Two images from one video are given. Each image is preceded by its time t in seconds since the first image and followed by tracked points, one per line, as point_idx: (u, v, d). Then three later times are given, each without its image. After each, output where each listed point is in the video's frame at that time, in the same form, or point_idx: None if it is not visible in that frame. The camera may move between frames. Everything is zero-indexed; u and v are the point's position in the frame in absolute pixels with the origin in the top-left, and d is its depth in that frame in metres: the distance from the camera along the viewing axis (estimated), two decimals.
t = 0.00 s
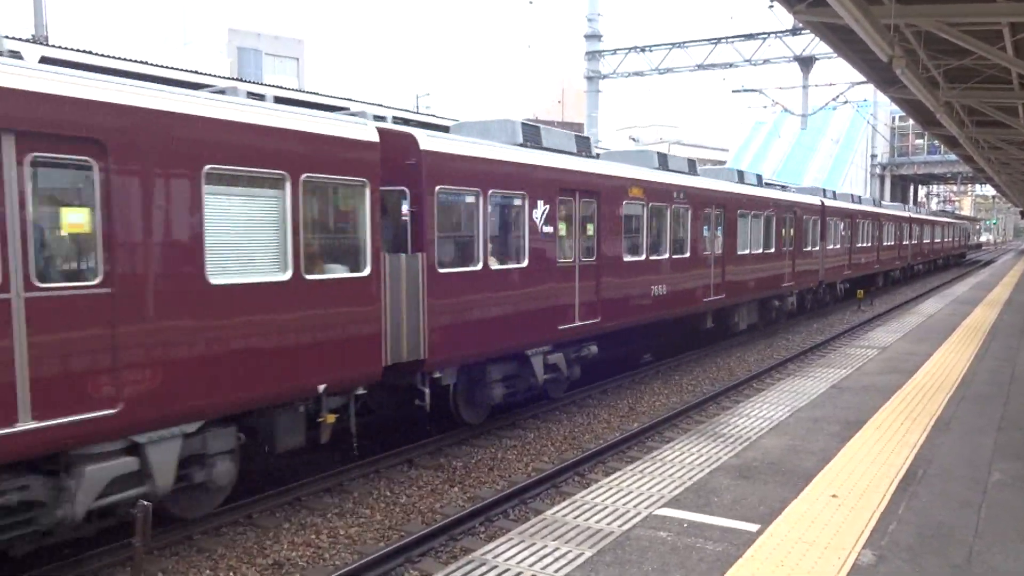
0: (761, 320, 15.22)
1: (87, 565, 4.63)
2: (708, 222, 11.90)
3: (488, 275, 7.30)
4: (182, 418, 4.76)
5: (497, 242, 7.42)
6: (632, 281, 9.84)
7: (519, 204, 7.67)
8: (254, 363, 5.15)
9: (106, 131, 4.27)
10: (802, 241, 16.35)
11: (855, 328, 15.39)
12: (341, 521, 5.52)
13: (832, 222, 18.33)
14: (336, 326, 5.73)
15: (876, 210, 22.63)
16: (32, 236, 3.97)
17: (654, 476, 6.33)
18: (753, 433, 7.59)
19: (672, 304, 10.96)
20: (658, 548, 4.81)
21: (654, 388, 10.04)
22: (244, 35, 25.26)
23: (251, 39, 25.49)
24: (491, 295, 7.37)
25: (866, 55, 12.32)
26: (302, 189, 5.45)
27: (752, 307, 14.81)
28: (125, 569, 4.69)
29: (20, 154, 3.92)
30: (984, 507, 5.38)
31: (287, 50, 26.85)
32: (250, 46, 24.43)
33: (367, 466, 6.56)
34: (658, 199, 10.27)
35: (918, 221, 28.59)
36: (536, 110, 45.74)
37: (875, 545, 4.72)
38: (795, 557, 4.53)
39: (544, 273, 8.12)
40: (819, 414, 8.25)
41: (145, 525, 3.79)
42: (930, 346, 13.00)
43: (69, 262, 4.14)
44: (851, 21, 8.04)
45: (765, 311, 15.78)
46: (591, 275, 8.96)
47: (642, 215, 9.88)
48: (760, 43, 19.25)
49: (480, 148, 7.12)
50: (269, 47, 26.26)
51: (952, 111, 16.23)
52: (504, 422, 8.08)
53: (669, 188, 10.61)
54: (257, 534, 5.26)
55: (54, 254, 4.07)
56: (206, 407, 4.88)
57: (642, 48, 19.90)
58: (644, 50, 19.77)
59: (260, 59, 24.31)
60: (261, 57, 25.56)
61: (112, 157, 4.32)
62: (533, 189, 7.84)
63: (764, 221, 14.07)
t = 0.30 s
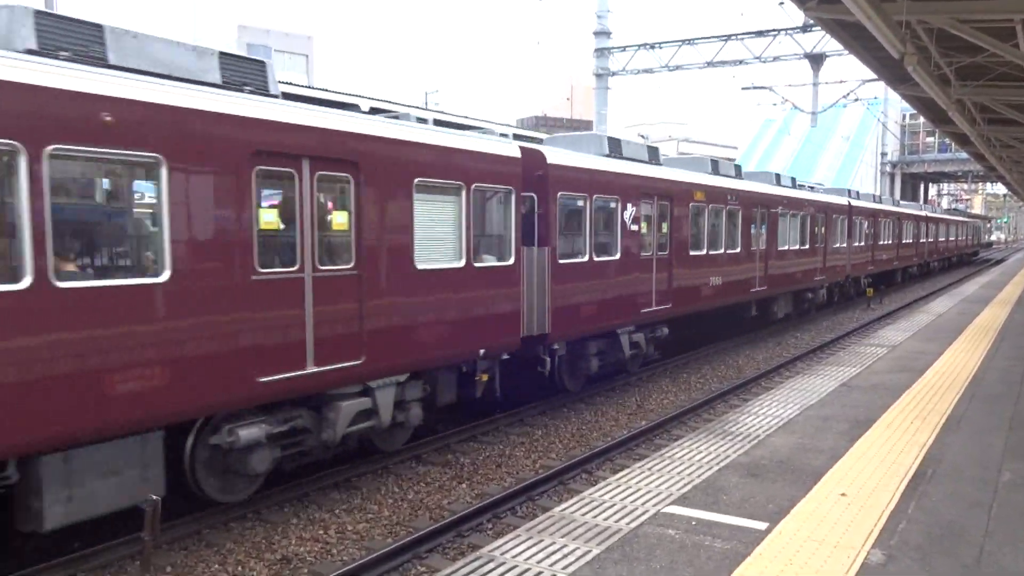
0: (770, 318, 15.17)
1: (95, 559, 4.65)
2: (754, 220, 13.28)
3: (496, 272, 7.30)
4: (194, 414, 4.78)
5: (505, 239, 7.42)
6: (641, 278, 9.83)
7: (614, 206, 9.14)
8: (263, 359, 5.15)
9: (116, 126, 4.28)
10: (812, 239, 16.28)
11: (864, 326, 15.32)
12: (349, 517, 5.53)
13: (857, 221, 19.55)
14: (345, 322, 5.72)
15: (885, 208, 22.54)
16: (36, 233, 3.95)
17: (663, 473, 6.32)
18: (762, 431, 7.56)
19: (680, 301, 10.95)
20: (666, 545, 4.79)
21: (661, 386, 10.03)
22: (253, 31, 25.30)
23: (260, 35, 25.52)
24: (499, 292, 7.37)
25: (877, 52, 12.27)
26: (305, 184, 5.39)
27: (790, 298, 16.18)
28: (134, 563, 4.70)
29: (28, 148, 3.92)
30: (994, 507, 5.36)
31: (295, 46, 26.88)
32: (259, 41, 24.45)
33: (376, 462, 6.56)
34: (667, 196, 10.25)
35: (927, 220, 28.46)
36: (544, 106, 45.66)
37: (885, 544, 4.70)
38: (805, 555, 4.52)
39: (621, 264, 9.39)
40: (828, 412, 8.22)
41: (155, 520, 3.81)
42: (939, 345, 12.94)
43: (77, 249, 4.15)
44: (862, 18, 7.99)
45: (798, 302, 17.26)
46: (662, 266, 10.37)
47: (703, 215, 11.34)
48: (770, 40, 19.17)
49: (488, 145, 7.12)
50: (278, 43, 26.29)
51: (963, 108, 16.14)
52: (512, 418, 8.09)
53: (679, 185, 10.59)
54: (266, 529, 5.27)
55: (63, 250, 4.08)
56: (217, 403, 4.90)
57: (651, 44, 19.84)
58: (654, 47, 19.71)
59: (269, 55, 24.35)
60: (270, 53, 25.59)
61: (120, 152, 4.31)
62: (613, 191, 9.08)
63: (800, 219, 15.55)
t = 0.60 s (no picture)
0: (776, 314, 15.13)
1: (101, 557, 4.65)
2: (770, 217, 13.66)
3: (500, 269, 7.28)
4: (201, 410, 4.79)
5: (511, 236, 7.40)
6: (646, 275, 9.80)
7: (682, 207, 10.55)
8: (268, 358, 5.15)
9: (120, 123, 4.27)
10: (818, 235, 16.21)
11: (870, 323, 15.28)
12: (355, 513, 5.54)
13: (867, 218, 19.85)
14: (350, 320, 5.71)
15: (892, 204, 22.44)
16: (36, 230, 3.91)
17: (668, 470, 6.31)
18: (768, 428, 7.54)
19: (685, 298, 10.89)
20: (673, 542, 4.79)
21: (666, 382, 10.01)
22: (257, 28, 25.32)
23: (264, 33, 25.53)
24: (504, 289, 7.35)
25: (883, 47, 12.21)
26: (311, 182, 5.38)
27: (817, 290, 17.57)
28: (142, 560, 4.71)
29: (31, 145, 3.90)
30: (1002, 503, 5.34)
31: (299, 43, 26.87)
32: (263, 39, 24.47)
33: (381, 459, 6.57)
34: (672, 193, 10.21)
35: (934, 216, 28.35)
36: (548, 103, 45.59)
37: (892, 541, 4.68)
38: (813, 552, 4.50)
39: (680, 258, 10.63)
40: (834, 409, 8.20)
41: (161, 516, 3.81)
42: (946, 341, 12.90)
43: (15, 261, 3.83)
44: (868, 13, 7.95)
45: (825, 293, 18.67)
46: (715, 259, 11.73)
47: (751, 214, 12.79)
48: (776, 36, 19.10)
49: (492, 141, 7.09)
50: (282, 40, 26.31)
51: (970, 103, 16.06)
52: (517, 415, 8.09)
53: (683, 182, 10.55)
54: (272, 527, 5.28)
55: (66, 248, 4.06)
56: (224, 400, 4.90)
57: (656, 41, 19.77)
58: (658, 43, 19.66)
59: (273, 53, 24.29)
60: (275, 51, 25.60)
61: (129, 149, 4.31)
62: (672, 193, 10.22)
63: (829, 217, 16.87)
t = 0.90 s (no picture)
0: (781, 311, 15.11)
1: (107, 553, 4.67)
2: (775, 214, 13.62)
3: (504, 267, 7.27)
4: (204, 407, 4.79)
5: (516, 233, 7.39)
6: (651, 273, 9.78)
7: (731, 206, 11.90)
8: (273, 354, 5.16)
9: (125, 121, 4.27)
10: (823, 233, 16.16)
11: (876, 321, 15.23)
12: (359, 511, 5.54)
13: (873, 215, 19.79)
14: (355, 317, 5.72)
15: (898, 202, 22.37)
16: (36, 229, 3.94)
17: (673, 468, 6.30)
18: (773, 426, 7.53)
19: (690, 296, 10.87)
20: (677, 540, 4.78)
21: (671, 380, 10.00)
22: (263, 26, 25.35)
23: (269, 31, 25.57)
24: (508, 287, 7.34)
25: (889, 44, 12.16)
26: (317, 180, 5.39)
27: (841, 283, 18.79)
28: (146, 556, 4.71)
29: (36, 144, 3.91)
30: (1008, 502, 5.32)
31: (304, 41, 26.90)
32: (269, 38, 24.52)
33: (386, 456, 6.57)
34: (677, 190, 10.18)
35: (940, 214, 28.27)
36: (553, 100, 45.57)
37: (898, 540, 4.67)
38: (817, 551, 4.49)
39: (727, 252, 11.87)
40: (840, 407, 8.18)
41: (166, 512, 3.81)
42: (953, 338, 12.86)
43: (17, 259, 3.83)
44: (873, 9, 7.92)
45: (847, 286, 19.82)
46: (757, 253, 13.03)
47: (787, 212, 14.07)
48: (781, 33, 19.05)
49: (496, 138, 7.08)
50: (287, 38, 26.33)
51: (976, 100, 15.99)
52: (521, 412, 8.09)
53: (689, 179, 10.52)
54: (277, 524, 5.29)
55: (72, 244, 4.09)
56: (227, 397, 4.90)
57: (661, 38, 19.73)
58: (663, 40, 19.62)
59: (279, 51, 24.29)
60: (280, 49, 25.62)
61: (133, 147, 4.31)
62: (721, 194, 11.40)
63: (852, 216, 18.03)
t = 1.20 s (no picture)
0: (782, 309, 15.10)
1: (109, 552, 4.66)
2: (778, 213, 13.60)
3: (506, 265, 7.26)
4: (206, 406, 4.78)
5: (517, 231, 7.38)
6: (653, 271, 9.77)
7: (758, 205, 12.72)
8: (276, 353, 5.16)
9: (127, 120, 4.27)
10: (826, 231, 16.14)
11: (878, 319, 15.21)
12: (362, 509, 5.54)
13: (876, 214, 19.75)
14: (358, 316, 5.71)
15: (901, 200, 22.33)
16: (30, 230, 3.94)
17: (675, 466, 6.30)
18: (775, 424, 7.53)
19: (692, 295, 10.86)
20: (680, 538, 4.78)
21: (673, 378, 10.00)
22: (265, 24, 25.37)
23: (271, 29, 25.57)
24: (510, 285, 7.33)
25: (891, 42, 12.13)
26: (319, 178, 5.38)
27: (858, 278, 20.00)
28: (148, 555, 4.71)
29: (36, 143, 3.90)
30: (1011, 501, 5.30)
31: (306, 39, 26.88)
32: (271, 36, 24.55)
33: (388, 455, 6.57)
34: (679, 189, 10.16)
35: (942, 211, 28.25)
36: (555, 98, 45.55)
37: (900, 538, 4.66)
38: (820, 550, 4.48)
39: (765, 247, 13.11)
40: (842, 405, 8.17)
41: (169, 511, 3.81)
42: (955, 337, 12.83)
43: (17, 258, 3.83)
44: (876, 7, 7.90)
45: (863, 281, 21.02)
46: (790, 248, 14.35)
47: (816, 212, 15.45)
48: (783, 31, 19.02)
49: (498, 136, 7.06)
50: (289, 37, 26.33)
51: (979, 98, 15.97)
52: (523, 411, 8.09)
53: (691, 177, 10.51)
54: (278, 523, 5.28)
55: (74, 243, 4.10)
56: (230, 395, 4.89)
57: (663, 36, 19.70)
58: (665, 38, 19.59)
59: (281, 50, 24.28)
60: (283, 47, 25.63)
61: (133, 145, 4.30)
62: (759, 195, 12.59)
63: (870, 214, 19.23)
